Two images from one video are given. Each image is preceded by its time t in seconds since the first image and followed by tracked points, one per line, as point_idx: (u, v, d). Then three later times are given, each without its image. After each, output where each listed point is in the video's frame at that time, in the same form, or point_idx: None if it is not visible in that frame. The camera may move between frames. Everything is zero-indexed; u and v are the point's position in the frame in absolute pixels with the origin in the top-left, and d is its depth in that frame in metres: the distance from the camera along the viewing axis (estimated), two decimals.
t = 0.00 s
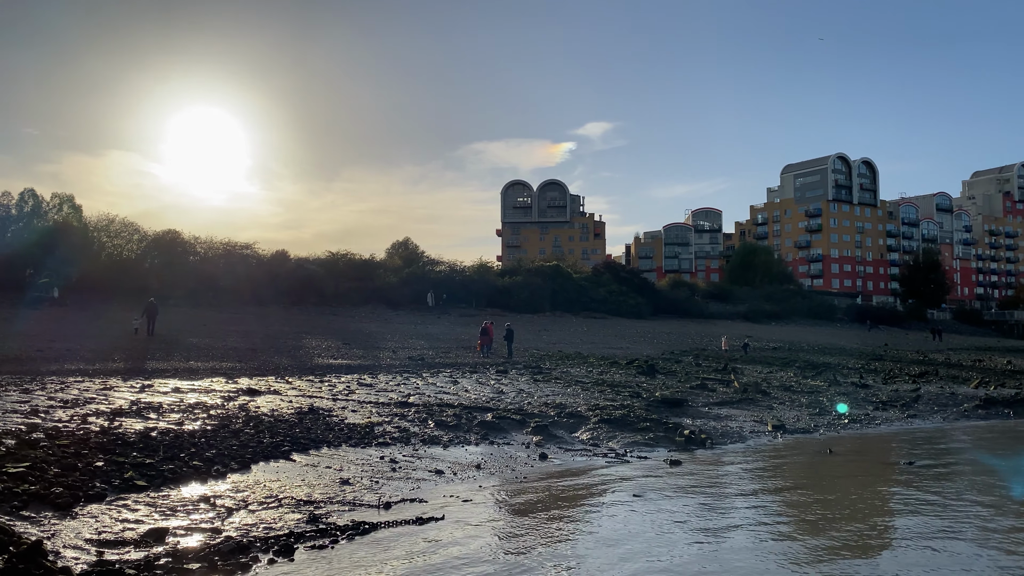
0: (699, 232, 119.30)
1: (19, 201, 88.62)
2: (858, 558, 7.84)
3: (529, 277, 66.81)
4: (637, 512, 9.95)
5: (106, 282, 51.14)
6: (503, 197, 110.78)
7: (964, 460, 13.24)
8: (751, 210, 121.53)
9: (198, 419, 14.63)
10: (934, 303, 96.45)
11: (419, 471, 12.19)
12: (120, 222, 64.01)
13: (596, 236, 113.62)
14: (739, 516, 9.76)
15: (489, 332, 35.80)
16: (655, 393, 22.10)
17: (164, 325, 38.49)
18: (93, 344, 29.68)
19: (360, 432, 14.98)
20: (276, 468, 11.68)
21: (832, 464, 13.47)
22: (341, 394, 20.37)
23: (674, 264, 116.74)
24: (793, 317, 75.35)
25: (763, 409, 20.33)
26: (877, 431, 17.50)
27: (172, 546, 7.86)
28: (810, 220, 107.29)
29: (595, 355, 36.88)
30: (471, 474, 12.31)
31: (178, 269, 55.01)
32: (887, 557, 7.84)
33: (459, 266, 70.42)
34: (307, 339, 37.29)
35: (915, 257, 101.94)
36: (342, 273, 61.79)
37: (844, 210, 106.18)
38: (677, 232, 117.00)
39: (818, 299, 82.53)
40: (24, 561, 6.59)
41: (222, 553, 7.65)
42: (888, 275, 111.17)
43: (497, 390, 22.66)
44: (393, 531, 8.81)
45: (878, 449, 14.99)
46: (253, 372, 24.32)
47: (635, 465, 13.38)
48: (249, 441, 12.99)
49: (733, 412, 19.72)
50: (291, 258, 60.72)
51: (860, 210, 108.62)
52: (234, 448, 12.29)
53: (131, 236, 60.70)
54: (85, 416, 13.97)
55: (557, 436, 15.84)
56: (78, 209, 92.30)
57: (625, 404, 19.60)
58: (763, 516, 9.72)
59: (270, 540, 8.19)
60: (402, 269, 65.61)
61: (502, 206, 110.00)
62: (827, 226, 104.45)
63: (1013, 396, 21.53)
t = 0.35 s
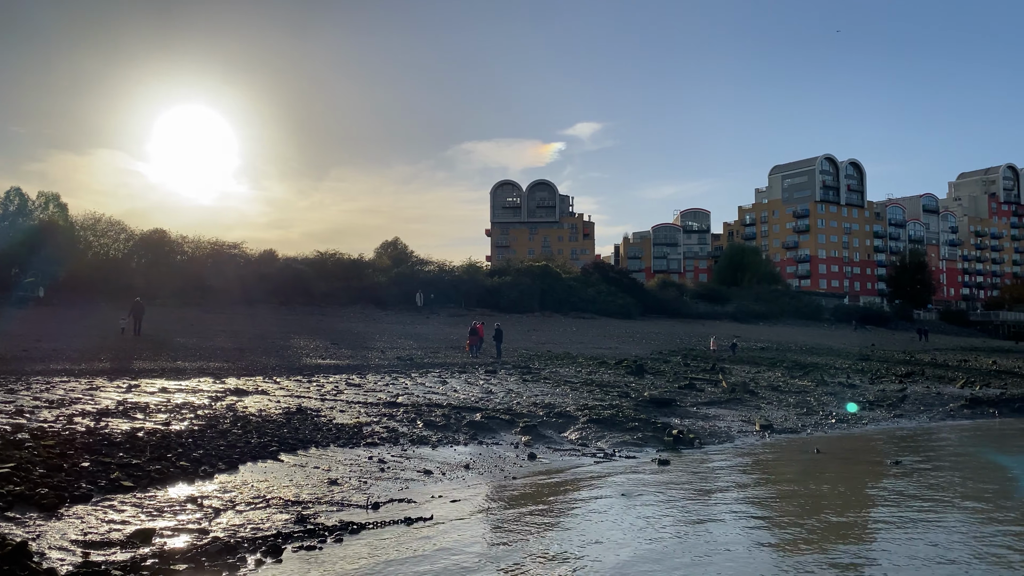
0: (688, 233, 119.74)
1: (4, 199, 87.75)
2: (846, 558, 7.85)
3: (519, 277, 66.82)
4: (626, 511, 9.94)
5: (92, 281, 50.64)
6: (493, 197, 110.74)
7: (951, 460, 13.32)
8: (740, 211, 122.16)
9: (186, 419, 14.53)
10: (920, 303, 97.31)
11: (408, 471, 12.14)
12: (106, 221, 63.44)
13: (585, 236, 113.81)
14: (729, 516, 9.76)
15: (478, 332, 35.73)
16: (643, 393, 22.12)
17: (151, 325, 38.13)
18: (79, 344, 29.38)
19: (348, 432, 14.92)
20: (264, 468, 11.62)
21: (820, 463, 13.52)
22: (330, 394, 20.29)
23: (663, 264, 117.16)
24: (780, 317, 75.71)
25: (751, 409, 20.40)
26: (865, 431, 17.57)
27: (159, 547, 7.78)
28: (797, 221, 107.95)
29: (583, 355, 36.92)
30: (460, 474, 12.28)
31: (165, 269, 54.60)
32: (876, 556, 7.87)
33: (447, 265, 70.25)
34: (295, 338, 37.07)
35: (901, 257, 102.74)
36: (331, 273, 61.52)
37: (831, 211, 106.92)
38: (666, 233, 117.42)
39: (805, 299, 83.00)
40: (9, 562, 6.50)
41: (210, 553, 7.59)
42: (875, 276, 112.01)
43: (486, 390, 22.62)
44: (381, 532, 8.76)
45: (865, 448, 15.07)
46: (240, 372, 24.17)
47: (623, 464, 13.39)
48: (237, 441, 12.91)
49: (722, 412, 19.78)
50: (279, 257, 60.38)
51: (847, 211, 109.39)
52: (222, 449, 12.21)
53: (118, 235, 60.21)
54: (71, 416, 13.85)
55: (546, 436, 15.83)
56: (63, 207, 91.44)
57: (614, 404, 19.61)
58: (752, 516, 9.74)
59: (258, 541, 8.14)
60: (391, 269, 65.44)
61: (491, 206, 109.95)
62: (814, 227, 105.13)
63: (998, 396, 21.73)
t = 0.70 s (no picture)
0: (677, 233, 120.16)
1: None
2: (833, 558, 7.87)
3: (509, 277, 66.84)
4: (616, 511, 9.95)
5: (79, 280, 50.20)
6: (483, 197, 110.74)
7: (938, 459, 13.39)
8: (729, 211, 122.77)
9: (174, 419, 14.44)
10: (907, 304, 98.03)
11: (397, 472, 12.10)
12: (93, 220, 62.95)
13: (575, 236, 114.00)
14: (718, 515, 9.77)
15: (468, 333, 35.71)
16: (633, 393, 22.16)
17: (138, 325, 37.80)
18: (65, 343, 29.13)
19: (337, 432, 14.86)
20: (253, 468, 11.54)
21: (808, 463, 13.56)
22: (319, 394, 20.22)
23: (652, 265, 117.53)
24: (769, 317, 76.06)
25: (740, 409, 20.47)
26: (853, 431, 17.65)
27: (146, 548, 7.71)
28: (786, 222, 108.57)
29: (573, 355, 36.96)
30: (450, 474, 12.25)
31: (153, 268, 54.21)
32: (865, 556, 7.88)
33: (438, 265, 70.16)
34: (284, 339, 36.89)
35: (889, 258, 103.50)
36: (320, 273, 61.26)
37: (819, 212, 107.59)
38: (656, 233, 117.81)
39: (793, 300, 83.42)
40: None
41: (197, 555, 7.51)
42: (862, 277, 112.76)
43: (476, 390, 22.60)
44: (371, 532, 8.72)
45: (852, 448, 15.14)
46: (229, 372, 24.05)
47: (612, 465, 13.40)
48: (226, 442, 12.81)
49: (711, 412, 19.83)
50: (268, 257, 60.07)
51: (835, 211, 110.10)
52: (210, 449, 12.14)
53: (105, 234, 59.74)
54: (58, 416, 13.74)
55: (535, 436, 15.83)
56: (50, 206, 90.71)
57: (603, 404, 19.64)
58: (741, 516, 9.76)
59: (247, 542, 8.07)
60: (381, 269, 65.28)
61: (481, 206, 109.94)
62: (803, 228, 105.75)
63: (985, 396, 21.92)
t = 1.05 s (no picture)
0: (667, 234, 120.55)
1: None
2: (823, 558, 7.87)
3: (499, 278, 66.83)
4: (606, 512, 9.94)
5: (65, 280, 49.75)
6: (473, 197, 110.66)
7: (925, 459, 13.46)
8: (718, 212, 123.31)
9: (162, 419, 14.33)
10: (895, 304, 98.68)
11: (386, 472, 12.06)
12: (81, 219, 62.47)
13: (565, 237, 114.12)
14: (708, 516, 9.77)
15: (458, 332, 35.66)
16: (623, 393, 22.20)
17: (126, 325, 37.51)
18: (52, 343, 28.87)
19: (327, 432, 14.81)
20: (241, 469, 11.47)
21: (797, 463, 13.59)
22: (308, 394, 20.16)
23: (642, 265, 117.87)
24: (758, 317, 76.39)
25: (729, 409, 20.54)
26: (841, 431, 17.71)
27: (133, 549, 7.63)
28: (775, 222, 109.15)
29: (563, 355, 37.04)
30: (440, 474, 12.23)
31: (142, 268, 53.85)
32: (855, 556, 7.89)
33: (427, 265, 69.99)
34: (274, 339, 36.72)
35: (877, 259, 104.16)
36: (309, 273, 61.02)
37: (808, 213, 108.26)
38: (646, 234, 118.17)
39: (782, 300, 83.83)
40: None
41: (185, 556, 7.45)
42: (851, 277, 113.47)
43: (466, 389, 22.60)
44: (360, 533, 8.69)
45: (840, 448, 15.20)
46: (218, 372, 23.94)
47: (601, 465, 13.39)
48: (214, 443, 12.72)
49: (700, 412, 19.89)
50: (257, 257, 59.77)
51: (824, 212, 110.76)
52: (199, 449, 12.04)
53: (93, 234, 59.29)
54: (45, 416, 13.64)
55: (525, 436, 15.82)
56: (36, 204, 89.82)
57: (593, 405, 19.65)
58: (731, 515, 9.77)
59: (234, 542, 8.00)
60: (371, 268, 65.08)
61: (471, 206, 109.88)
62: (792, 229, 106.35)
63: (972, 396, 22.11)
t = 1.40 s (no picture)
0: (657, 234, 120.89)
1: None
2: (814, 559, 7.85)
3: (489, 278, 66.82)
4: (595, 512, 9.95)
5: (53, 279, 49.22)
6: (463, 197, 110.52)
7: (913, 459, 13.53)
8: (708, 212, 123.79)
9: (150, 420, 14.18)
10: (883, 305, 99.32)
11: (377, 473, 12.01)
12: (69, 218, 61.98)
13: (555, 237, 114.21)
14: (698, 516, 9.77)
15: (448, 333, 35.62)
16: (613, 393, 22.25)
17: (114, 325, 37.18)
18: (39, 343, 28.57)
19: (317, 432, 14.76)
20: (231, 469, 11.38)
21: (785, 463, 13.63)
22: (298, 394, 20.08)
23: (633, 266, 118.15)
24: (747, 318, 76.70)
25: (719, 409, 20.61)
26: (830, 431, 17.80)
27: (122, 550, 7.58)
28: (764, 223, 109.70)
29: (554, 355, 37.11)
30: (430, 474, 12.21)
31: (130, 268, 53.41)
32: (846, 557, 7.89)
33: (418, 265, 69.86)
34: (263, 339, 36.53)
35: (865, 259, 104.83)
36: (299, 273, 60.72)
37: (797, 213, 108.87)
38: (636, 234, 118.49)
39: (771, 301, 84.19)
40: None
41: (174, 557, 7.40)
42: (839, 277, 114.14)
43: (456, 390, 22.58)
44: (351, 533, 8.64)
45: (830, 448, 15.23)
46: (207, 372, 23.80)
47: (592, 465, 13.40)
48: (203, 443, 12.61)
49: (690, 412, 19.94)
50: (247, 257, 59.46)
51: (813, 213, 111.40)
52: (187, 450, 11.94)
53: (80, 233, 58.78)
54: (32, 416, 13.52)
55: (516, 436, 15.81)
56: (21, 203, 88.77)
57: (583, 405, 19.68)
58: (722, 515, 9.78)
59: (224, 543, 7.95)
60: (361, 268, 64.87)
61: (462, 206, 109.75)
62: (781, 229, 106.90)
63: (959, 396, 22.32)
